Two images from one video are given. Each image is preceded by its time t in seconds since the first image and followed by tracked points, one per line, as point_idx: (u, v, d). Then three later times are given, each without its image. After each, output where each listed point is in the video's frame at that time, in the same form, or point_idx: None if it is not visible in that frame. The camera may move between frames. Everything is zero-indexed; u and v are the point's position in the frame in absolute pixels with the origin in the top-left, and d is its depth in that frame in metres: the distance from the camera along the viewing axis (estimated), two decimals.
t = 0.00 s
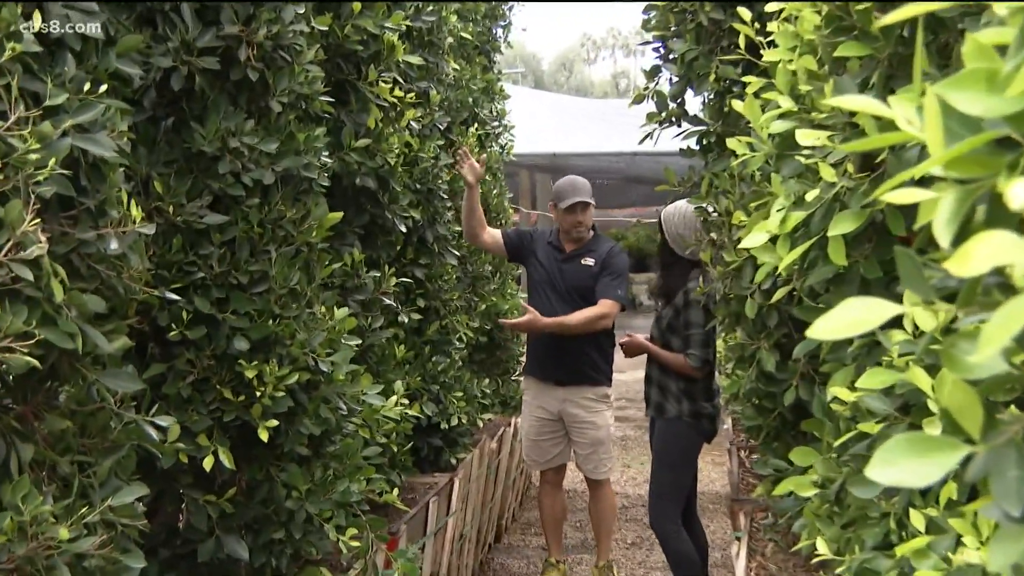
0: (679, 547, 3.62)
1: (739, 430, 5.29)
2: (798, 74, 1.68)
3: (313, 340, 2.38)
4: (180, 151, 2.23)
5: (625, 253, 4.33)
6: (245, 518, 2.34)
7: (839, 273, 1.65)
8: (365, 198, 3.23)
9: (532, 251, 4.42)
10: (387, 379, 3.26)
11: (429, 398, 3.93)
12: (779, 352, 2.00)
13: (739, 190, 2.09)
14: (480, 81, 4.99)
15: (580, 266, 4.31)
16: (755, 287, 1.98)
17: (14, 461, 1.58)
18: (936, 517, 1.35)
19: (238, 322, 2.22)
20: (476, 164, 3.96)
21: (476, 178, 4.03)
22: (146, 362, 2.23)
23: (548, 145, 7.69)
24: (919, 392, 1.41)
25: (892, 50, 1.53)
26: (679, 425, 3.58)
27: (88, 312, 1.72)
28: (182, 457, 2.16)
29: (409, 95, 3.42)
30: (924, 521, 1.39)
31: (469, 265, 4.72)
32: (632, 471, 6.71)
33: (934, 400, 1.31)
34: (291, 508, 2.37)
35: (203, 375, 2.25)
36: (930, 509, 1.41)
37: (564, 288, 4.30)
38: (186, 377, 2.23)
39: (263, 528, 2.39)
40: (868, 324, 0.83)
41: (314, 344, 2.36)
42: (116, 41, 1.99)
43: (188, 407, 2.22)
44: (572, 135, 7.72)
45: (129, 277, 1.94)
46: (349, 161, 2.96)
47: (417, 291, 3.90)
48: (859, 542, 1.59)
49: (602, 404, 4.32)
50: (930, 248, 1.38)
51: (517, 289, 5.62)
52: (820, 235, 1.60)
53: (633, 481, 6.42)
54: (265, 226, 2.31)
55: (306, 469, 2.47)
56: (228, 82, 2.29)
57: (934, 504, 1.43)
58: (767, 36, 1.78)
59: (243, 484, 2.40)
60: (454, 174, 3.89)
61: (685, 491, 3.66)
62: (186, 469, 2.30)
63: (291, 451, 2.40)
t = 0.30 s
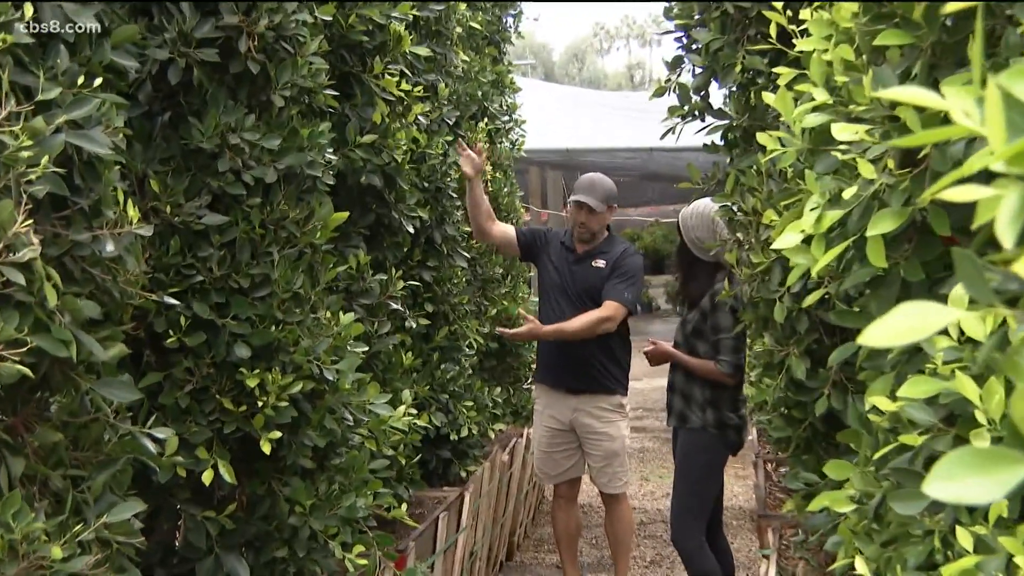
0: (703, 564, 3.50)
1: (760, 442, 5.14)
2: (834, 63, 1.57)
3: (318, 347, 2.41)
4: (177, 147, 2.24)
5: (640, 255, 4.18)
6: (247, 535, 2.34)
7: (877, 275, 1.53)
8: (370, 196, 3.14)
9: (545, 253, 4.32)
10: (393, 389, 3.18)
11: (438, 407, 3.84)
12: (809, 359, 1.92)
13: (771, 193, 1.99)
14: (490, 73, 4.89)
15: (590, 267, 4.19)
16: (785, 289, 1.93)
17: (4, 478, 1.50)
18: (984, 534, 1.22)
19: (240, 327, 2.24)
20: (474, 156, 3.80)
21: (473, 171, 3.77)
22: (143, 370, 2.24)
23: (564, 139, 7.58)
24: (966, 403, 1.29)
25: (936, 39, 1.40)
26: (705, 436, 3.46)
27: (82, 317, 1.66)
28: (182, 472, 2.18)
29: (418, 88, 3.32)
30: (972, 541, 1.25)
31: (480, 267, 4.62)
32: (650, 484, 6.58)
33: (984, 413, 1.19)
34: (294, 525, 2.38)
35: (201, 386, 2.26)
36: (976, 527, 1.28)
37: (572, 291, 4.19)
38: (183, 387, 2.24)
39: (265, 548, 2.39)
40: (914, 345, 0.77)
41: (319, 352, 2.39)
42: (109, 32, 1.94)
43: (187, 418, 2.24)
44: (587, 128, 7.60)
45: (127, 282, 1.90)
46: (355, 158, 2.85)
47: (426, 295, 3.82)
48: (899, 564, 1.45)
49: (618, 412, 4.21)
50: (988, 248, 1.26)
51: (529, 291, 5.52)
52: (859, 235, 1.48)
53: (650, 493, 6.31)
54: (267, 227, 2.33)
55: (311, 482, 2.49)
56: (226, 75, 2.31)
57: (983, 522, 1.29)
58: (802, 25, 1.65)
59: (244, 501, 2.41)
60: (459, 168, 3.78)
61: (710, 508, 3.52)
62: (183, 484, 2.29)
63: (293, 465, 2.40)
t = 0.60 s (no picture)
0: None
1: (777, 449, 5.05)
2: (865, 51, 1.48)
3: (320, 351, 2.39)
4: (172, 142, 2.25)
5: (652, 256, 4.07)
6: (245, 551, 2.36)
7: (913, 273, 1.44)
8: (372, 193, 3.05)
9: (555, 250, 4.23)
10: (398, 394, 3.09)
11: (443, 416, 3.75)
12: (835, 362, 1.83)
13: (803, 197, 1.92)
14: (495, 63, 4.80)
15: (599, 266, 4.08)
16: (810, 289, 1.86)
17: None
18: None
19: (239, 330, 2.24)
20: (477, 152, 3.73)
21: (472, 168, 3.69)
22: (137, 375, 2.26)
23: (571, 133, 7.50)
24: (1011, 408, 1.18)
25: (978, 23, 1.31)
26: (727, 442, 3.37)
27: (75, 320, 1.71)
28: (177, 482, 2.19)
29: (422, 79, 3.23)
30: (1016, 554, 1.13)
31: (486, 266, 4.54)
32: (663, 494, 6.48)
33: None
34: (296, 538, 2.39)
35: (198, 392, 2.27)
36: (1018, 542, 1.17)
37: (580, 290, 4.09)
38: (180, 394, 2.25)
39: (264, 563, 2.41)
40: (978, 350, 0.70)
41: (321, 356, 2.37)
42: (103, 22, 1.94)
43: (184, 426, 2.25)
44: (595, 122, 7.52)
45: (121, 283, 1.95)
46: (357, 153, 2.73)
47: (430, 296, 3.70)
48: None
49: (629, 419, 4.12)
50: None
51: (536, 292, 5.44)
52: (894, 232, 1.40)
53: (663, 504, 6.21)
54: (266, 225, 2.33)
55: (314, 493, 2.48)
56: (222, 67, 2.29)
57: None
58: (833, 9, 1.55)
59: (243, 513, 2.42)
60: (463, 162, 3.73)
61: (731, 518, 3.43)
62: (180, 496, 2.31)
63: (294, 475, 2.41)
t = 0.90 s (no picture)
0: None
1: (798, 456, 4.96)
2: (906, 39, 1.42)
3: (329, 354, 2.32)
4: (174, 135, 2.19)
5: (667, 252, 4.00)
6: (248, 563, 2.34)
7: (954, 274, 1.37)
8: (379, 188, 2.97)
9: (566, 250, 4.16)
10: (405, 398, 3.02)
11: (451, 421, 3.70)
12: (865, 365, 1.83)
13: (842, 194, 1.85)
14: (504, 53, 4.72)
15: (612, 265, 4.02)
16: (837, 289, 1.88)
17: None
18: None
19: (244, 331, 2.20)
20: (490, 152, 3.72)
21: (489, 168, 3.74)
22: (138, 378, 2.22)
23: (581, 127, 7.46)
24: None
25: None
26: (747, 448, 3.30)
27: (76, 321, 1.68)
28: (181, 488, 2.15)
29: (432, 71, 3.16)
30: None
31: (495, 264, 4.48)
32: (677, 503, 6.41)
33: None
34: (302, 548, 2.34)
35: (201, 395, 2.23)
36: None
37: (594, 289, 4.03)
38: (183, 398, 2.21)
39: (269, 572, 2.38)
40: None
41: (330, 358, 2.31)
42: (103, 11, 1.88)
43: (187, 432, 2.21)
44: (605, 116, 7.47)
45: (122, 283, 1.90)
46: (364, 146, 2.66)
47: (438, 296, 3.64)
48: None
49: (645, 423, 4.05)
50: None
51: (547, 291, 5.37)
52: (935, 229, 1.33)
53: (678, 513, 6.14)
54: (271, 222, 2.26)
55: (320, 501, 2.43)
56: (225, 55, 2.22)
57: None
58: None
59: (246, 522, 2.38)
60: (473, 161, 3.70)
61: (752, 527, 3.37)
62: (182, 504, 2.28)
63: (300, 483, 2.35)
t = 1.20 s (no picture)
0: None
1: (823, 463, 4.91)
2: (954, 30, 1.38)
3: (346, 352, 2.29)
4: (189, 127, 2.15)
5: (689, 250, 3.96)
6: (263, 566, 2.30)
7: (1003, 275, 1.33)
8: (396, 182, 2.93)
9: (585, 251, 4.13)
10: (422, 398, 2.98)
11: (468, 423, 3.67)
12: (900, 369, 1.88)
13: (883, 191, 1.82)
14: (522, 45, 4.68)
15: (631, 265, 3.97)
16: (873, 290, 1.94)
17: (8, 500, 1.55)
18: None
19: (259, 330, 2.16)
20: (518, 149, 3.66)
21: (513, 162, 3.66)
22: (151, 378, 2.18)
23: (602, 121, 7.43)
24: None
25: None
26: (773, 453, 3.27)
27: (93, 317, 1.63)
28: (194, 490, 2.11)
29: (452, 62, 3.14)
30: None
31: (512, 261, 4.45)
32: (698, 509, 6.38)
33: None
34: (318, 554, 2.31)
35: (215, 396, 2.19)
36: None
37: (614, 291, 3.98)
38: (197, 398, 2.17)
39: None
40: None
41: (347, 358, 2.28)
42: None
43: (201, 433, 2.17)
44: (625, 109, 7.42)
45: (138, 279, 1.86)
46: (383, 139, 2.63)
47: (455, 294, 3.60)
48: None
49: (665, 428, 4.02)
50: None
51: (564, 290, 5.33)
52: (984, 229, 1.28)
53: (701, 521, 6.08)
54: (289, 217, 2.23)
55: (336, 505, 2.39)
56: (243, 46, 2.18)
57: None
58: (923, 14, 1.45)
59: (260, 526, 2.35)
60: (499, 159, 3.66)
61: (779, 535, 3.34)
62: (195, 508, 2.26)
63: (315, 486, 2.32)
